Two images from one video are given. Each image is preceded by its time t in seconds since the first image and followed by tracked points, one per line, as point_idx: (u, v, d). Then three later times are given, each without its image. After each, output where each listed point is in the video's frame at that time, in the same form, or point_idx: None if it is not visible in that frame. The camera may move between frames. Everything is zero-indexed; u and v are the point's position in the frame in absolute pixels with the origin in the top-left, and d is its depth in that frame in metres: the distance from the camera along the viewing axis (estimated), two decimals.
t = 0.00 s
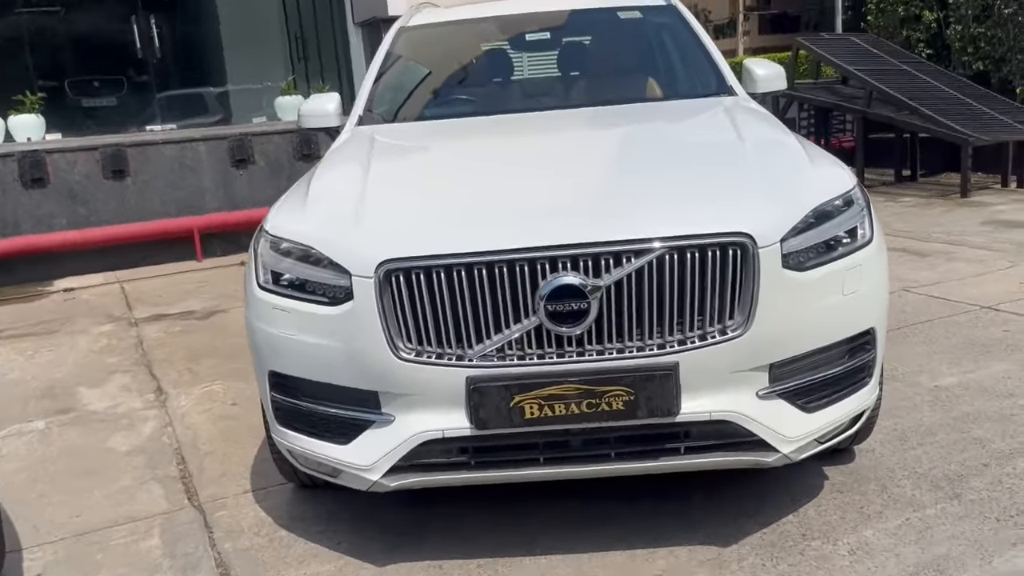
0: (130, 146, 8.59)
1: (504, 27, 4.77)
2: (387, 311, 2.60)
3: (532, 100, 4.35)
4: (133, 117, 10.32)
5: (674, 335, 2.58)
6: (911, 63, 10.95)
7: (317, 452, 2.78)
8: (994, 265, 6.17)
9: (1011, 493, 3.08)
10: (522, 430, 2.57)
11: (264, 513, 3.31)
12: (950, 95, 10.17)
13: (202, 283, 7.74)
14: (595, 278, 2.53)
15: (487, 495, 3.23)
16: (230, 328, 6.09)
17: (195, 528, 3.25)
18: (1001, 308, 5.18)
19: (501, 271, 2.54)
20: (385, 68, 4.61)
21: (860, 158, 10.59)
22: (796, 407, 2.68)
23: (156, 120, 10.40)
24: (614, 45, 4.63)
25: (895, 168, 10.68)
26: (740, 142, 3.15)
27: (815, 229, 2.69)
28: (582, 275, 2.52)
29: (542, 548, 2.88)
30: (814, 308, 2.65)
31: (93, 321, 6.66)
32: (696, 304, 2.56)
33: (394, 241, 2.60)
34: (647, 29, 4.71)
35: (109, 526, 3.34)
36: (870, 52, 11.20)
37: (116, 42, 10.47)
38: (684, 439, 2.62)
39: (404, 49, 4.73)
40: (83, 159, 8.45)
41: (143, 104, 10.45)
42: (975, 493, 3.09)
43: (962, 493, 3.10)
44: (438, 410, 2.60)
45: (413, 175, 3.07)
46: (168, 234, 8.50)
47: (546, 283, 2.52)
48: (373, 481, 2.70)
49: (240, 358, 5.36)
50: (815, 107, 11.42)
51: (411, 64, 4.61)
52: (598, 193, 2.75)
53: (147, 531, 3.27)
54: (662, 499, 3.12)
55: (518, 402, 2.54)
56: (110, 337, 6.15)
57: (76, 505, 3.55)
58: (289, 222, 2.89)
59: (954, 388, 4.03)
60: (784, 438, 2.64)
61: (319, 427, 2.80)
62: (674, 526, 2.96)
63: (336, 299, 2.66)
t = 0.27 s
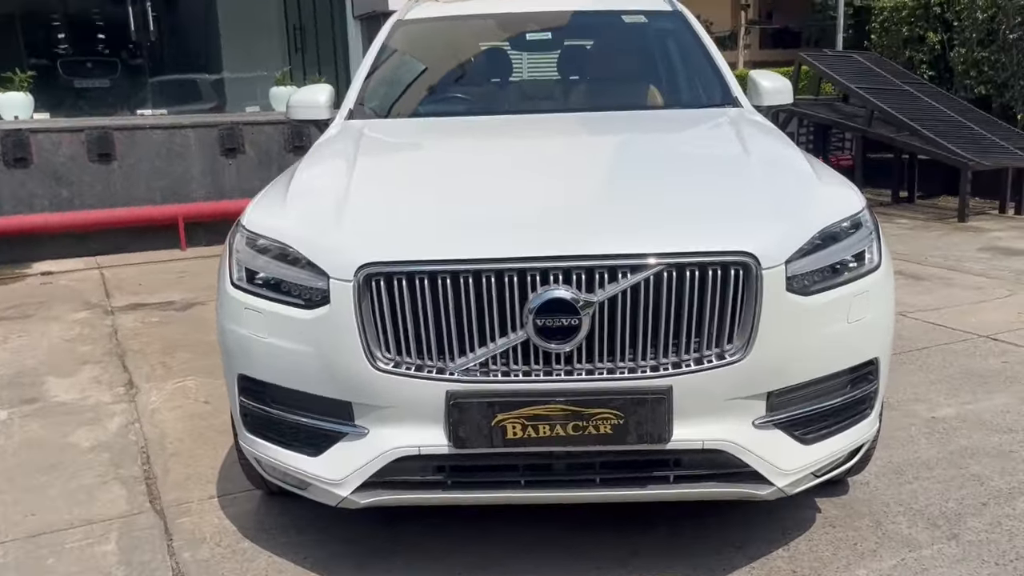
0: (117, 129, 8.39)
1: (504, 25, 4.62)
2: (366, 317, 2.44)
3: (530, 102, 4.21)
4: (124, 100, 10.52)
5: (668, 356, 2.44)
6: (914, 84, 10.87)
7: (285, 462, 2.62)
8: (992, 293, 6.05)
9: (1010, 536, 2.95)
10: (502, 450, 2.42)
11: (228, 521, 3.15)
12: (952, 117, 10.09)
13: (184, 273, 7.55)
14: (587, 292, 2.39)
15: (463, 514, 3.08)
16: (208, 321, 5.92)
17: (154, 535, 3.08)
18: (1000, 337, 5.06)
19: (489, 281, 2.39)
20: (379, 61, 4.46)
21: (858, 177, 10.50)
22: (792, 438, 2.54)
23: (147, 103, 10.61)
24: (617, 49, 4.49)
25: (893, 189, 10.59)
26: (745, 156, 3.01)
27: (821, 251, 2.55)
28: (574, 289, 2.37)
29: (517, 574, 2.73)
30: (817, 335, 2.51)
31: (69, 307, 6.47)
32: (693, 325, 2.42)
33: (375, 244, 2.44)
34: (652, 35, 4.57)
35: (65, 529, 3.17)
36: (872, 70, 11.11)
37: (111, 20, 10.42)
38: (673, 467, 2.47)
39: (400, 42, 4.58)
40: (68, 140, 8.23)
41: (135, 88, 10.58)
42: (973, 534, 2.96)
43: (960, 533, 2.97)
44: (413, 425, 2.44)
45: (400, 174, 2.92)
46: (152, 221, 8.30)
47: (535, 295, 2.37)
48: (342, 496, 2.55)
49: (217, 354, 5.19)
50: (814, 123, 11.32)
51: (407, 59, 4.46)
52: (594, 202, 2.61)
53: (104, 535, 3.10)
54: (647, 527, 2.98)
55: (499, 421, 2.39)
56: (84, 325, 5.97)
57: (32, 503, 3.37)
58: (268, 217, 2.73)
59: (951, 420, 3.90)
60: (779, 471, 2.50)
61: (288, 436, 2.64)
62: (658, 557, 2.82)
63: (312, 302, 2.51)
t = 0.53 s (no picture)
0: (113, 113, 8.24)
1: (511, 23, 4.50)
2: (352, 321, 2.31)
3: (535, 103, 4.09)
4: (124, 86, 10.40)
5: (670, 376, 2.31)
6: (921, 105, 10.78)
7: (261, 469, 2.49)
8: (995, 320, 5.95)
9: None
10: (490, 467, 2.29)
11: (199, 526, 3.01)
12: (958, 141, 10.00)
13: (174, 262, 7.40)
14: (587, 305, 2.26)
15: (445, 530, 2.94)
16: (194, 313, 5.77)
17: (122, 537, 2.94)
18: (1003, 367, 4.95)
19: (484, 288, 2.26)
20: (381, 54, 4.32)
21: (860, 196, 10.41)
22: (796, 467, 2.41)
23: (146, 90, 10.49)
24: (627, 53, 4.37)
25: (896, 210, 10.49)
26: (756, 169, 2.89)
27: (834, 272, 2.43)
28: (574, 300, 2.25)
29: None
30: (826, 361, 2.38)
31: (53, 292, 6.32)
32: (698, 345, 2.29)
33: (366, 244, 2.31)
34: (663, 40, 4.45)
35: (28, 526, 3.02)
36: (880, 89, 11.04)
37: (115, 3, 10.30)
38: (670, 493, 2.35)
39: (404, 36, 4.45)
40: (63, 121, 8.08)
41: (135, 73, 10.47)
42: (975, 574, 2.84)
43: (962, 571, 2.85)
44: (398, 436, 2.31)
45: (396, 171, 2.78)
46: (144, 207, 8.16)
47: (532, 305, 2.24)
48: (319, 508, 2.41)
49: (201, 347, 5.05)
50: (819, 140, 11.23)
51: (411, 54, 4.33)
52: (598, 211, 2.48)
53: (68, 535, 2.96)
54: (637, 552, 2.85)
55: (488, 436, 2.26)
56: (67, 311, 5.81)
57: None
58: (255, 210, 2.60)
59: (954, 451, 3.78)
60: (780, 501, 2.37)
61: (265, 441, 2.51)
62: None
63: (296, 301, 2.37)
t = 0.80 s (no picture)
0: (115, 101, 8.14)
1: (523, 26, 4.40)
2: (346, 329, 2.20)
3: (544, 109, 3.99)
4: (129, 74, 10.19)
5: (676, 402, 2.20)
6: (932, 127, 10.70)
7: (244, 479, 2.38)
8: (1003, 349, 5.85)
9: None
10: (483, 489, 2.19)
11: (179, 533, 2.90)
12: (968, 164, 9.91)
13: (170, 255, 7.29)
14: (592, 323, 2.15)
15: (435, 548, 2.83)
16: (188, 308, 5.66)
17: (97, 542, 2.83)
18: (1011, 397, 4.85)
19: (484, 301, 2.16)
20: (388, 52, 4.22)
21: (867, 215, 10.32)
22: (803, 501, 2.30)
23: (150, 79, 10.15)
24: (640, 62, 4.27)
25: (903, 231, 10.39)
26: (771, 187, 2.79)
27: (851, 298, 2.33)
28: (578, 318, 2.14)
29: None
30: (838, 391, 2.28)
31: (45, 280, 6.21)
32: (706, 370, 2.18)
33: (362, 250, 2.20)
34: (676, 50, 4.35)
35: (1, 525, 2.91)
36: (890, 109, 10.96)
37: None
38: (670, 523, 2.24)
39: (413, 35, 4.35)
40: (64, 107, 7.99)
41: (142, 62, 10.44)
42: None
43: None
44: (388, 452, 2.21)
45: (398, 174, 2.68)
46: (143, 198, 8.06)
47: (535, 321, 2.14)
48: (302, 523, 2.30)
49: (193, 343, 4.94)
50: (827, 158, 11.15)
51: (418, 53, 4.23)
52: (607, 224, 2.38)
53: (42, 537, 2.85)
54: None
55: (483, 456, 2.15)
56: (58, 300, 5.71)
57: None
58: (249, 209, 2.49)
59: (961, 484, 3.68)
60: (786, 536, 2.26)
61: (249, 450, 2.40)
62: None
63: (287, 306, 2.27)
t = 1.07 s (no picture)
0: (123, 95, 8.12)
1: (534, 34, 4.36)
2: (343, 340, 2.15)
3: (553, 119, 3.94)
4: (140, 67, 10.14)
5: (679, 426, 2.15)
6: (941, 146, 10.65)
7: (235, 489, 2.33)
8: (1008, 374, 5.79)
9: None
10: (479, 508, 2.13)
11: (167, 539, 2.85)
12: (977, 185, 9.85)
13: (172, 251, 7.26)
14: (596, 342, 2.10)
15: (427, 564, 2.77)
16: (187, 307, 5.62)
17: (84, 546, 2.78)
18: (1016, 424, 4.78)
19: (486, 316, 2.10)
20: (397, 56, 4.18)
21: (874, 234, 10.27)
22: (805, 529, 2.25)
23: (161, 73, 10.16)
24: (651, 74, 4.22)
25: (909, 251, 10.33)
26: (781, 206, 2.73)
27: (861, 324, 2.27)
28: (582, 336, 2.09)
29: None
30: (845, 419, 2.23)
31: (46, 274, 6.17)
32: (711, 394, 2.13)
33: (363, 260, 2.15)
34: (688, 63, 4.30)
35: None
36: (900, 127, 10.90)
37: None
38: (669, 549, 2.18)
39: (423, 39, 4.30)
40: (71, 100, 7.96)
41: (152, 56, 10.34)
42: None
43: None
44: (383, 467, 2.16)
45: (402, 181, 2.63)
46: (147, 193, 8.02)
47: (536, 338, 2.08)
48: (292, 536, 2.25)
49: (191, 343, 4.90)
50: (835, 175, 11.10)
51: (427, 58, 4.19)
52: (614, 240, 2.32)
53: (29, 539, 2.80)
54: None
55: (480, 476, 2.10)
56: (57, 295, 5.66)
57: None
58: (250, 213, 2.44)
59: (964, 513, 3.62)
60: (786, 566, 2.21)
61: (241, 460, 2.35)
62: None
63: (284, 314, 2.22)
